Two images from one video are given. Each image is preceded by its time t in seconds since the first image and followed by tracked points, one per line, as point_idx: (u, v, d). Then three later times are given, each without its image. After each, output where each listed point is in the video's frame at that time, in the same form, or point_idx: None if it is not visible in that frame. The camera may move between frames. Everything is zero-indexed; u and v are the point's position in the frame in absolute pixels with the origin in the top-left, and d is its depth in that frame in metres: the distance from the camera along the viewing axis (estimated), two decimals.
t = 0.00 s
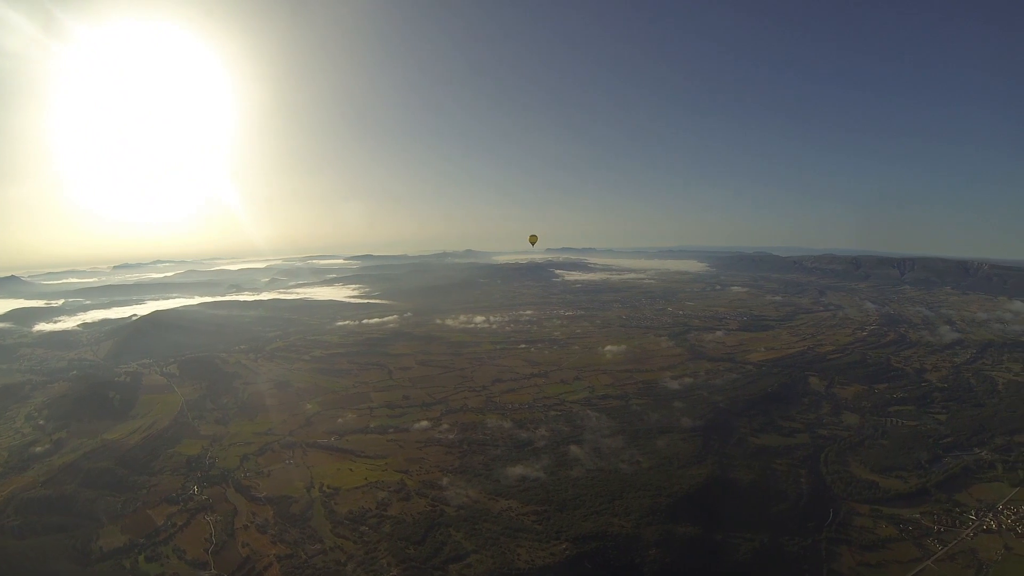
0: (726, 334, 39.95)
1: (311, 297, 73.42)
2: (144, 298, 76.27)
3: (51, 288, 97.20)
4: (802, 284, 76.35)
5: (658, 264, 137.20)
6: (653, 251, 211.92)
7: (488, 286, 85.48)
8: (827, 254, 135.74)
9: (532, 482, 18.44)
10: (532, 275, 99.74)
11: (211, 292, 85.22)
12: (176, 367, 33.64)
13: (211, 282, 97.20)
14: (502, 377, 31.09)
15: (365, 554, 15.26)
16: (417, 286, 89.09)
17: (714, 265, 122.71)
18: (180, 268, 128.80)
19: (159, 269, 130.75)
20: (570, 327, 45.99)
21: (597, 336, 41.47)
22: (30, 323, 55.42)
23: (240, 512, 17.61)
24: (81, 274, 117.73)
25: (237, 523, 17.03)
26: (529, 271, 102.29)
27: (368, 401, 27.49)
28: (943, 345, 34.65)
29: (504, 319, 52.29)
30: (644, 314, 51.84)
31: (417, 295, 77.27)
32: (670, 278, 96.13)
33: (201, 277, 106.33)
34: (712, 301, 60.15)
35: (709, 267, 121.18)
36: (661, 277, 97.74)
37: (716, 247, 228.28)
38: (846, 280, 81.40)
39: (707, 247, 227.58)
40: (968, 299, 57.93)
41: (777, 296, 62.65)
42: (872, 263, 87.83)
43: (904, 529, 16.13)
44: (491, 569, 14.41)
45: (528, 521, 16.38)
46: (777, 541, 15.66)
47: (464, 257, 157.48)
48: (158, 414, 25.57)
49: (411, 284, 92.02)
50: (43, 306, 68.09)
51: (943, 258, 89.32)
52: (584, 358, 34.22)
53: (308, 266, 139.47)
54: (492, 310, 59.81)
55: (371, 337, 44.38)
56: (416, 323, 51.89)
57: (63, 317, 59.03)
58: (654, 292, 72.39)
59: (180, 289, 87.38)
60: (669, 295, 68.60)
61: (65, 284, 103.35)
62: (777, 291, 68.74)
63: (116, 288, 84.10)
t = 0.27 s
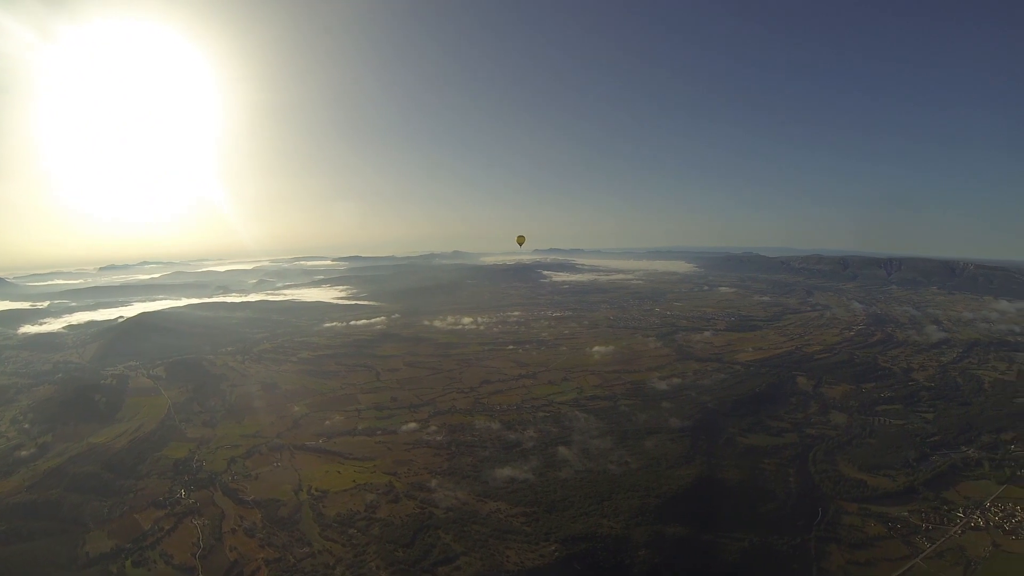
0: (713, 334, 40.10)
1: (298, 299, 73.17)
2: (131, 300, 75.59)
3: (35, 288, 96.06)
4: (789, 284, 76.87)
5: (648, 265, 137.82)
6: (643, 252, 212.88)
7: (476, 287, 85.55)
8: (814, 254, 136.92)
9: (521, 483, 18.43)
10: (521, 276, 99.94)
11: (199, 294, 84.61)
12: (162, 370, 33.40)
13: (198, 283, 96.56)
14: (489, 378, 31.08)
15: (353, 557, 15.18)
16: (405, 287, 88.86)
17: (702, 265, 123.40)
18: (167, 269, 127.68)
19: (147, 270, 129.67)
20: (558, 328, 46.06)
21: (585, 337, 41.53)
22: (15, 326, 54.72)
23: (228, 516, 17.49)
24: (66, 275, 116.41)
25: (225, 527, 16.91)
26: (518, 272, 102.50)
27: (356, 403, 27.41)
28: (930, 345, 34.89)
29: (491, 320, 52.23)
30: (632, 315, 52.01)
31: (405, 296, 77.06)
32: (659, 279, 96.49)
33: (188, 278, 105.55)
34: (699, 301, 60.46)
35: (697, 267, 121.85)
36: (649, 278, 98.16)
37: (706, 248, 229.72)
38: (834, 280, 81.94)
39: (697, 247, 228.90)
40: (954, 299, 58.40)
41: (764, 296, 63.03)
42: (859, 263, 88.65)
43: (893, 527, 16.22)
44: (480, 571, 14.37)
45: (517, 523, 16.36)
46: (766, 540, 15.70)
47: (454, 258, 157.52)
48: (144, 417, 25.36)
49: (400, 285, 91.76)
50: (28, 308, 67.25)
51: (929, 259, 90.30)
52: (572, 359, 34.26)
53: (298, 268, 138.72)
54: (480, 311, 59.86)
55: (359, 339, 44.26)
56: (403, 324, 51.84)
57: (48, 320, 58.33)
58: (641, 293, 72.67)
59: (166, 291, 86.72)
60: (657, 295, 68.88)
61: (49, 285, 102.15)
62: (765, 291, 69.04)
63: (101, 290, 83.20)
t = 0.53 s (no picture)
0: (700, 334, 40.29)
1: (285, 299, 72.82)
2: (115, 301, 74.74)
3: (16, 288, 94.63)
4: (776, 284, 77.46)
5: (636, 265, 138.46)
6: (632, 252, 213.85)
7: (465, 287, 85.59)
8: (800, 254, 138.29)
9: (508, 484, 18.43)
10: (510, 276, 100.08)
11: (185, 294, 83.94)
12: (147, 371, 33.11)
13: (185, 284, 95.70)
14: (475, 378, 31.08)
15: (340, 559, 15.10)
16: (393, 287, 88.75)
17: (690, 265, 124.13)
18: (153, 270, 126.40)
19: (132, 270, 128.39)
20: (544, 328, 46.14)
21: (571, 337, 41.62)
22: None
23: (214, 518, 17.37)
24: (49, 275, 114.81)
25: (210, 530, 16.78)
26: (507, 272, 102.70)
27: (342, 404, 27.33)
28: (915, 344, 35.20)
29: (478, 321, 52.21)
30: (618, 315, 52.18)
31: (392, 296, 76.85)
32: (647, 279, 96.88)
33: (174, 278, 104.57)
34: (685, 301, 60.80)
35: (685, 267, 122.54)
36: (637, 278, 98.57)
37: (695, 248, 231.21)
38: (820, 280, 82.72)
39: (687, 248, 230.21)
40: (937, 299, 59.12)
41: (751, 296, 63.46)
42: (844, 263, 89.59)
43: (879, 524, 16.35)
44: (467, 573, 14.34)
45: (504, 524, 16.37)
46: (754, 539, 15.76)
47: (444, 259, 157.47)
48: (128, 420, 25.15)
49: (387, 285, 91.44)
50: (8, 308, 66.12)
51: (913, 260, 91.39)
52: (558, 360, 34.31)
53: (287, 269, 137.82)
54: (467, 311, 59.91)
55: (345, 339, 44.14)
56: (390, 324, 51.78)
57: (30, 321, 57.50)
58: (628, 293, 72.96)
59: (151, 291, 85.86)
60: (643, 296, 69.19)
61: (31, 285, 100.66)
62: (751, 292, 69.43)
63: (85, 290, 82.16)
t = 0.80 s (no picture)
0: (689, 332, 40.42)
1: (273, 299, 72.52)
2: (102, 302, 74.06)
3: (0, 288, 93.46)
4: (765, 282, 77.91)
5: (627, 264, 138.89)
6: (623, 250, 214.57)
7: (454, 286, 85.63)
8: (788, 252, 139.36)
9: (497, 483, 18.43)
10: (500, 275, 100.14)
11: (173, 295, 83.37)
12: (135, 372, 32.90)
13: (173, 284, 95.02)
14: (464, 377, 31.08)
15: (330, 560, 15.05)
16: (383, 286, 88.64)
17: (680, 263, 124.64)
18: (141, 270, 125.35)
19: (120, 270, 127.34)
20: (533, 327, 46.19)
21: (560, 335, 41.67)
22: None
23: (203, 520, 17.27)
24: (34, 275, 113.50)
25: (199, 532, 16.69)
26: (498, 271, 102.79)
27: (331, 404, 27.26)
28: (903, 341, 35.45)
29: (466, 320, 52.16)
30: (608, 313, 52.28)
31: (381, 296, 76.62)
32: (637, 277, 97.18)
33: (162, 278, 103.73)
34: (674, 299, 61.05)
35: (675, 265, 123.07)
36: (627, 276, 98.84)
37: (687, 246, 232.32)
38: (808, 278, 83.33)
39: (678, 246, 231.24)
40: (925, 296, 59.68)
41: (740, 294, 63.76)
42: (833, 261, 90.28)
43: (868, 521, 16.45)
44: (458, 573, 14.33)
45: (494, 523, 16.36)
46: (744, 537, 15.82)
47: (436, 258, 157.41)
48: (116, 421, 24.99)
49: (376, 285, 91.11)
50: None
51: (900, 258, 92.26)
52: (547, 358, 34.35)
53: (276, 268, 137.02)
54: (456, 310, 59.91)
55: (334, 339, 44.03)
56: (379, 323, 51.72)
57: (16, 322, 56.87)
58: (617, 291, 73.20)
59: (139, 291, 85.13)
60: (632, 294, 69.43)
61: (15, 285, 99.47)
62: (740, 290, 69.63)
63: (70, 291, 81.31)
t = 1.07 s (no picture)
0: (678, 331, 40.57)
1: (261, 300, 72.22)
2: (89, 303, 73.35)
3: None
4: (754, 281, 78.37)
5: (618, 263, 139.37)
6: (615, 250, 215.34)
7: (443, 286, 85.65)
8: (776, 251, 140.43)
9: (487, 484, 18.42)
10: (491, 275, 100.22)
11: (161, 296, 82.78)
12: (123, 374, 32.68)
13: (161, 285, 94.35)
14: (454, 378, 31.08)
15: (319, 562, 14.98)
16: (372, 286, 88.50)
17: (670, 263, 125.23)
18: (129, 271, 124.29)
19: (108, 271, 126.31)
20: (522, 327, 46.25)
21: (550, 335, 41.74)
22: None
23: (191, 524, 17.17)
24: (19, 277, 112.24)
25: (188, 535, 16.58)
26: (488, 272, 102.87)
27: (319, 405, 27.18)
28: (892, 339, 35.70)
29: (455, 320, 52.08)
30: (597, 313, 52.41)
31: (370, 296, 76.39)
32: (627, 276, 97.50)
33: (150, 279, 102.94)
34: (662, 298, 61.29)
35: (666, 264, 123.59)
36: (618, 276, 99.13)
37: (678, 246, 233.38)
38: (797, 276, 83.93)
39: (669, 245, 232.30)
40: (912, 295, 60.26)
41: (729, 293, 64.05)
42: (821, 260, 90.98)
43: (858, 518, 16.53)
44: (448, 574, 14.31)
45: (485, 524, 16.34)
46: (734, 535, 15.87)
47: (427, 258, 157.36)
48: (103, 424, 24.82)
49: (367, 285, 90.88)
50: None
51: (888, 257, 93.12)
52: (536, 358, 34.39)
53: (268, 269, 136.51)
54: (445, 310, 59.93)
55: (322, 339, 43.93)
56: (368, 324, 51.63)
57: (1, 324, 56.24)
58: (607, 291, 73.41)
59: (126, 292, 84.40)
60: (622, 293, 69.68)
61: None
62: (729, 289, 69.88)
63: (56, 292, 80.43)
